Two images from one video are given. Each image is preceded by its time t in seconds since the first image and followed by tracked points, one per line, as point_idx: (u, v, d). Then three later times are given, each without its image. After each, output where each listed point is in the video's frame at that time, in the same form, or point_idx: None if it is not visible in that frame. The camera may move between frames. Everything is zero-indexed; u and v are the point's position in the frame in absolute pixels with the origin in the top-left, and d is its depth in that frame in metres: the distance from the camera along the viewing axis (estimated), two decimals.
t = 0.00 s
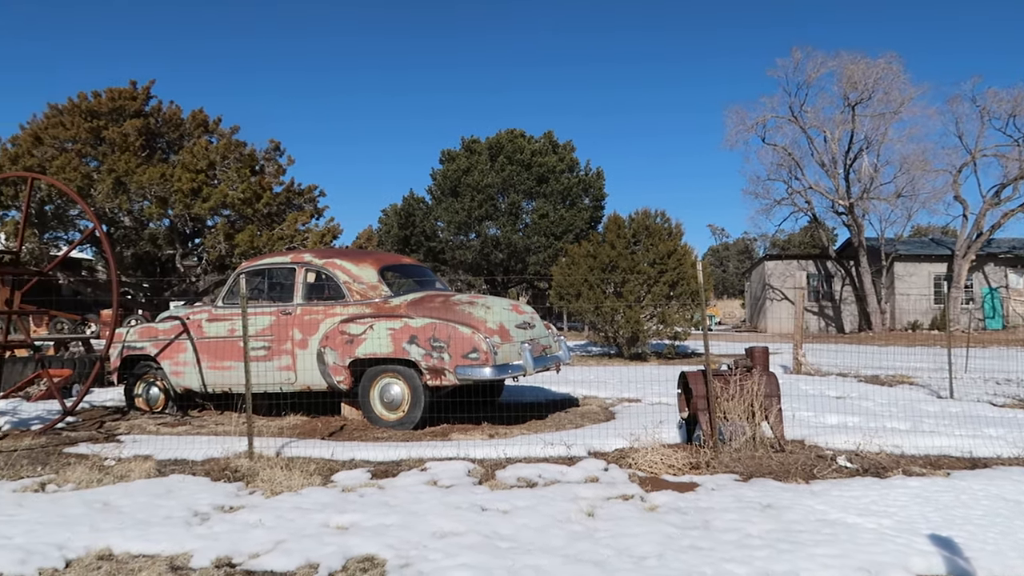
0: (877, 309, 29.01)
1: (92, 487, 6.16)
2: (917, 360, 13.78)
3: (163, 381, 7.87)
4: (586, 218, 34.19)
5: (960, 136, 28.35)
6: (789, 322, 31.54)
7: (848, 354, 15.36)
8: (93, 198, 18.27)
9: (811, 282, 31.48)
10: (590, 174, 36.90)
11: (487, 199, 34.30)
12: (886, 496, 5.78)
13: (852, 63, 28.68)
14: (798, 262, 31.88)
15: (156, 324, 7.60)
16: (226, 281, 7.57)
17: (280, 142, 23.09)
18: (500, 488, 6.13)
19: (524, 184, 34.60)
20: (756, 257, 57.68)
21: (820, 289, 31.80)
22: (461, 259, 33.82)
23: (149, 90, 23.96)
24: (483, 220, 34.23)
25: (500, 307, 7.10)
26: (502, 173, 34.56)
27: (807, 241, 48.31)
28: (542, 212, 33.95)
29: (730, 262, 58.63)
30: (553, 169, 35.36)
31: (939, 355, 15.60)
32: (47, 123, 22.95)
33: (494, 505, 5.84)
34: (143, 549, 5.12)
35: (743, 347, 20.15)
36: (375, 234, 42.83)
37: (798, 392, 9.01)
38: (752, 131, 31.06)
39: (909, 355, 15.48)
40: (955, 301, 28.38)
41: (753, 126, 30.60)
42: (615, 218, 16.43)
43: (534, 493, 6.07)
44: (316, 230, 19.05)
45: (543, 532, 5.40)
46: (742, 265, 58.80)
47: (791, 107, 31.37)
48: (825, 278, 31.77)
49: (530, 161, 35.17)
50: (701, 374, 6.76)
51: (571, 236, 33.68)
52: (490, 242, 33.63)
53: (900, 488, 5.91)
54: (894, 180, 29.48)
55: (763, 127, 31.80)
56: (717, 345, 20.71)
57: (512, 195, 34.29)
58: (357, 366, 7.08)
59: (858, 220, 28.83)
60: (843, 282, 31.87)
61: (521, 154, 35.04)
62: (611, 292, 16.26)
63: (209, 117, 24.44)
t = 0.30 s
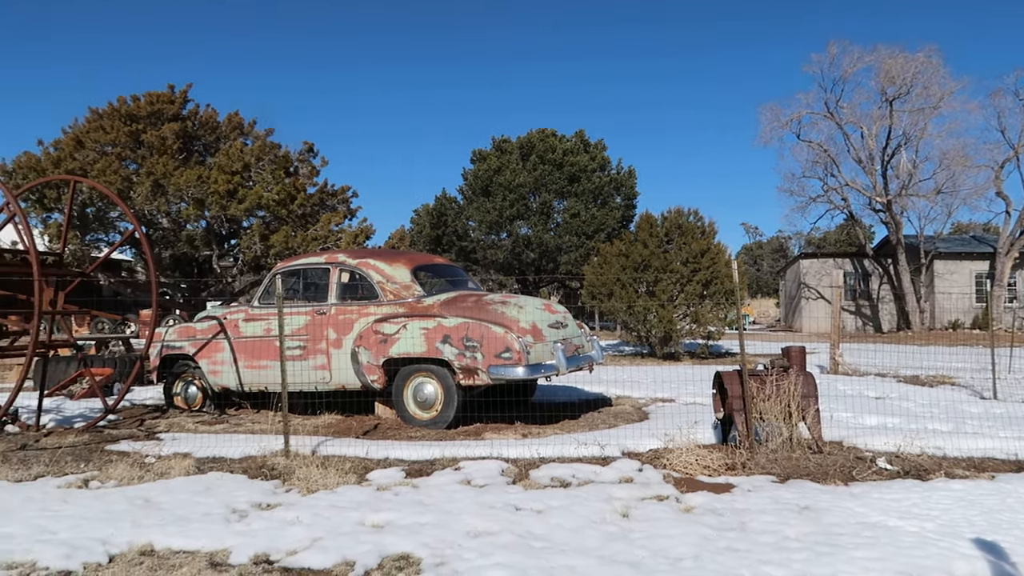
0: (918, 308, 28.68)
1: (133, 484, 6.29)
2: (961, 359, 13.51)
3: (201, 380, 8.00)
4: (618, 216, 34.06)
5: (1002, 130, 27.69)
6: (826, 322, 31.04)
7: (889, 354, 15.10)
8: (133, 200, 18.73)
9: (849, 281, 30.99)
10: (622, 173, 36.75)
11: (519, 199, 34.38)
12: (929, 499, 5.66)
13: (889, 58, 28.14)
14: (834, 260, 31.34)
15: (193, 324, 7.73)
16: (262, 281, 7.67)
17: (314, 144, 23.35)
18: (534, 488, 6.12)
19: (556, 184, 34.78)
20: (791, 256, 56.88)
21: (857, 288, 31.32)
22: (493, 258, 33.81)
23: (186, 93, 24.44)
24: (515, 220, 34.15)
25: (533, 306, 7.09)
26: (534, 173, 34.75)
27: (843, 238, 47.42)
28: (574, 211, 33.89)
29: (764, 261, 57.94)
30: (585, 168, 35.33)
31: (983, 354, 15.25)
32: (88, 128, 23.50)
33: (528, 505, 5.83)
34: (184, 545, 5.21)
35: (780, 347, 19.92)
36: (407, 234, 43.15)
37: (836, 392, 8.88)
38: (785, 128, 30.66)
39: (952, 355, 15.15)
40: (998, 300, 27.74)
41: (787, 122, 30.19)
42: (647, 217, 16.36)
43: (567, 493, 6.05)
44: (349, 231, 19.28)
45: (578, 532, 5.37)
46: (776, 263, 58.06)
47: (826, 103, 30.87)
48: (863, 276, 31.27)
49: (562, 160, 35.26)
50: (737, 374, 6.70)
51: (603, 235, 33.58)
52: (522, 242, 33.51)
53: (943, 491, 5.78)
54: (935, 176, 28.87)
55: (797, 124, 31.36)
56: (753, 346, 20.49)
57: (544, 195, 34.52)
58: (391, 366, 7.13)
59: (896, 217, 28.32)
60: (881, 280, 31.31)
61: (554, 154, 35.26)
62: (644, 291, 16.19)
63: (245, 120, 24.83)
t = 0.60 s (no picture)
0: (958, 308, 28.18)
1: (174, 480, 6.40)
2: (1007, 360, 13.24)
3: (238, 379, 8.13)
4: (651, 215, 34.25)
5: None
6: (864, 322, 30.43)
7: (931, 355, 14.83)
8: (172, 202, 19.09)
9: (887, 280, 30.41)
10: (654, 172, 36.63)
11: (551, 198, 34.34)
12: (973, 503, 5.53)
13: (929, 53, 27.58)
14: (872, 259, 30.84)
15: (231, 323, 7.85)
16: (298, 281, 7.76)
17: (347, 145, 23.56)
18: (568, 488, 6.11)
19: (588, 183, 34.66)
20: (827, 255, 55.99)
21: (895, 287, 30.80)
22: (525, 257, 33.79)
23: (223, 96, 24.87)
24: (547, 219, 34.05)
25: (566, 306, 7.07)
26: (566, 172, 34.69)
27: (881, 236, 46.32)
28: (606, 211, 33.90)
29: (799, 260, 57.17)
30: (617, 167, 35.35)
31: None
32: (128, 131, 24.00)
33: (562, 505, 5.81)
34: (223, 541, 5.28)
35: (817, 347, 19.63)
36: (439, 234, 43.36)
37: (874, 393, 8.74)
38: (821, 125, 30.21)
39: (997, 356, 14.82)
40: None
41: (822, 119, 29.72)
42: (681, 216, 16.28)
43: (602, 493, 6.02)
44: (382, 231, 19.45)
45: (613, 533, 5.34)
46: (812, 263, 57.22)
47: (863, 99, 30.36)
48: (902, 276, 30.71)
49: (595, 159, 35.23)
50: (774, 375, 6.63)
51: (636, 235, 33.73)
52: (554, 241, 33.05)
53: (988, 496, 5.64)
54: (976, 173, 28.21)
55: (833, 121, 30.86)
56: (790, 346, 20.23)
57: (577, 194, 34.33)
58: (425, 365, 7.17)
59: (936, 215, 27.74)
60: (921, 279, 30.71)
61: (586, 152, 35.22)
62: (678, 291, 16.11)
63: (280, 122, 25.12)
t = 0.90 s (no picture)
0: (1002, 308, 27.52)
1: (214, 477, 6.51)
2: None
3: (275, 377, 8.31)
4: (685, 215, 34.00)
5: None
6: (904, 322, 29.85)
7: (975, 356, 14.65)
8: (210, 203, 19.42)
9: (928, 280, 29.77)
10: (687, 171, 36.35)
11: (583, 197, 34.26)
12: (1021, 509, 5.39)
13: (971, 47, 26.97)
14: (911, 258, 30.39)
15: (268, 322, 7.95)
16: (334, 281, 7.84)
17: (382, 146, 23.73)
18: (604, 489, 6.09)
19: (620, 182, 34.45)
20: (865, 254, 55.07)
21: (936, 287, 30.20)
22: (558, 257, 33.82)
23: (259, 99, 25.27)
24: (580, 219, 33.96)
25: (600, 306, 7.04)
26: (598, 172, 34.48)
27: (921, 235, 45.26)
28: (639, 210, 33.76)
29: (836, 260, 56.34)
30: (650, 166, 35.21)
31: None
32: (168, 133, 24.46)
33: (598, 506, 5.79)
34: (262, 538, 5.35)
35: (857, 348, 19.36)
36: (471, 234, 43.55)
37: (915, 395, 8.58)
38: (859, 122, 29.71)
39: None
40: None
41: (861, 116, 29.22)
42: (715, 215, 16.20)
43: (638, 494, 5.99)
44: (416, 232, 19.58)
45: (650, 535, 5.30)
46: (849, 262, 56.31)
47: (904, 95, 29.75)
48: (943, 275, 30.18)
49: (626, 159, 35.14)
50: (813, 376, 6.54)
51: (670, 234, 33.53)
52: (587, 241, 33.01)
53: None
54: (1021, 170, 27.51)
55: (873, 118, 30.30)
56: (829, 347, 19.96)
57: (609, 194, 34.08)
58: (459, 365, 7.20)
59: (979, 213, 27.14)
60: (962, 279, 30.15)
61: (618, 152, 35.17)
62: (712, 291, 15.96)
63: (315, 123, 25.35)
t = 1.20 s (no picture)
0: None
1: (254, 476, 6.61)
2: None
3: (311, 377, 8.41)
4: (719, 215, 33.68)
5: None
6: (947, 324, 29.52)
7: None
8: (247, 205, 19.73)
9: (971, 280, 29.20)
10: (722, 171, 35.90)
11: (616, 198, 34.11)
12: None
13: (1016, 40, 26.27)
14: (954, 258, 29.77)
15: (304, 323, 8.05)
16: (369, 282, 7.91)
17: (415, 147, 23.88)
18: (640, 491, 6.05)
19: (653, 181, 34.10)
20: (904, 253, 54.02)
21: (979, 287, 29.53)
22: (591, 258, 33.76)
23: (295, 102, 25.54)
24: (613, 219, 33.83)
25: (636, 307, 7.00)
26: (631, 172, 34.22)
27: (963, 233, 44.23)
28: (673, 210, 33.54)
29: (875, 260, 55.37)
30: (684, 165, 34.71)
31: None
32: (207, 137, 24.92)
33: (635, 508, 5.75)
34: (301, 537, 5.41)
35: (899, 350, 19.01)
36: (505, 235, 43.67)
37: (960, 399, 8.40)
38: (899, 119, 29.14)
39: None
40: None
41: (900, 113, 28.66)
42: (751, 215, 16.05)
43: (675, 497, 5.94)
44: (450, 232, 19.64)
45: (687, 538, 5.24)
46: (889, 261, 55.27)
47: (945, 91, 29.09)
48: (987, 275, 29.48)
49: (660, 158, 34.60)
50: (854, 378, 6.44)
51: (704, 234, 33.32)
52: (621, 242, 33.05)
53: None
54: None
55: (913, 114, 29.69)
56: (870, 349, 19.64)
57: (642, 194, 33.78)
58: (494, 365, 7.22)
59: None
60: (1007, 279, 29.39)
61: (652, 151, 34.65)
62: (748, 291, 15.81)
63: (350, 126, 25.57)
